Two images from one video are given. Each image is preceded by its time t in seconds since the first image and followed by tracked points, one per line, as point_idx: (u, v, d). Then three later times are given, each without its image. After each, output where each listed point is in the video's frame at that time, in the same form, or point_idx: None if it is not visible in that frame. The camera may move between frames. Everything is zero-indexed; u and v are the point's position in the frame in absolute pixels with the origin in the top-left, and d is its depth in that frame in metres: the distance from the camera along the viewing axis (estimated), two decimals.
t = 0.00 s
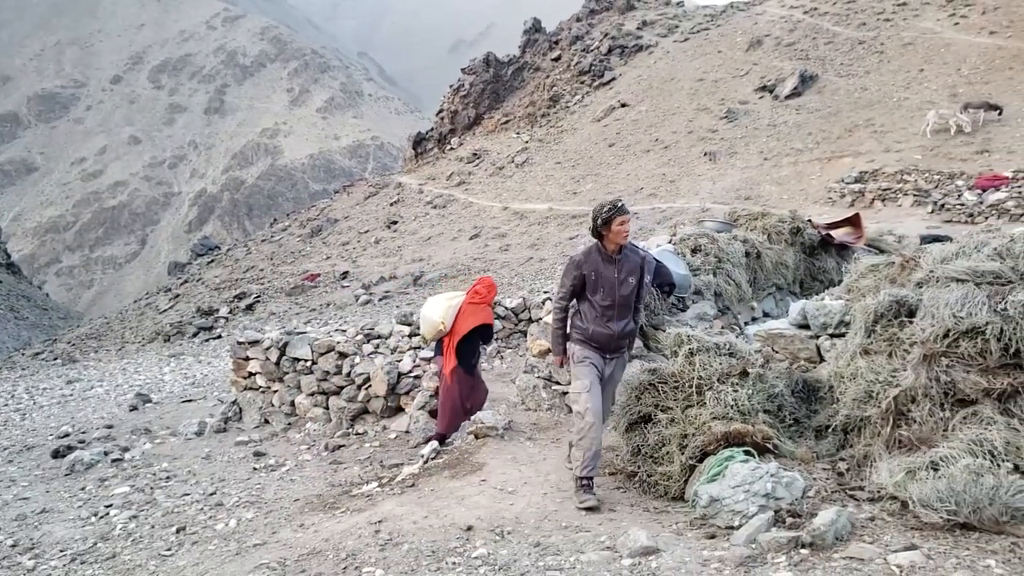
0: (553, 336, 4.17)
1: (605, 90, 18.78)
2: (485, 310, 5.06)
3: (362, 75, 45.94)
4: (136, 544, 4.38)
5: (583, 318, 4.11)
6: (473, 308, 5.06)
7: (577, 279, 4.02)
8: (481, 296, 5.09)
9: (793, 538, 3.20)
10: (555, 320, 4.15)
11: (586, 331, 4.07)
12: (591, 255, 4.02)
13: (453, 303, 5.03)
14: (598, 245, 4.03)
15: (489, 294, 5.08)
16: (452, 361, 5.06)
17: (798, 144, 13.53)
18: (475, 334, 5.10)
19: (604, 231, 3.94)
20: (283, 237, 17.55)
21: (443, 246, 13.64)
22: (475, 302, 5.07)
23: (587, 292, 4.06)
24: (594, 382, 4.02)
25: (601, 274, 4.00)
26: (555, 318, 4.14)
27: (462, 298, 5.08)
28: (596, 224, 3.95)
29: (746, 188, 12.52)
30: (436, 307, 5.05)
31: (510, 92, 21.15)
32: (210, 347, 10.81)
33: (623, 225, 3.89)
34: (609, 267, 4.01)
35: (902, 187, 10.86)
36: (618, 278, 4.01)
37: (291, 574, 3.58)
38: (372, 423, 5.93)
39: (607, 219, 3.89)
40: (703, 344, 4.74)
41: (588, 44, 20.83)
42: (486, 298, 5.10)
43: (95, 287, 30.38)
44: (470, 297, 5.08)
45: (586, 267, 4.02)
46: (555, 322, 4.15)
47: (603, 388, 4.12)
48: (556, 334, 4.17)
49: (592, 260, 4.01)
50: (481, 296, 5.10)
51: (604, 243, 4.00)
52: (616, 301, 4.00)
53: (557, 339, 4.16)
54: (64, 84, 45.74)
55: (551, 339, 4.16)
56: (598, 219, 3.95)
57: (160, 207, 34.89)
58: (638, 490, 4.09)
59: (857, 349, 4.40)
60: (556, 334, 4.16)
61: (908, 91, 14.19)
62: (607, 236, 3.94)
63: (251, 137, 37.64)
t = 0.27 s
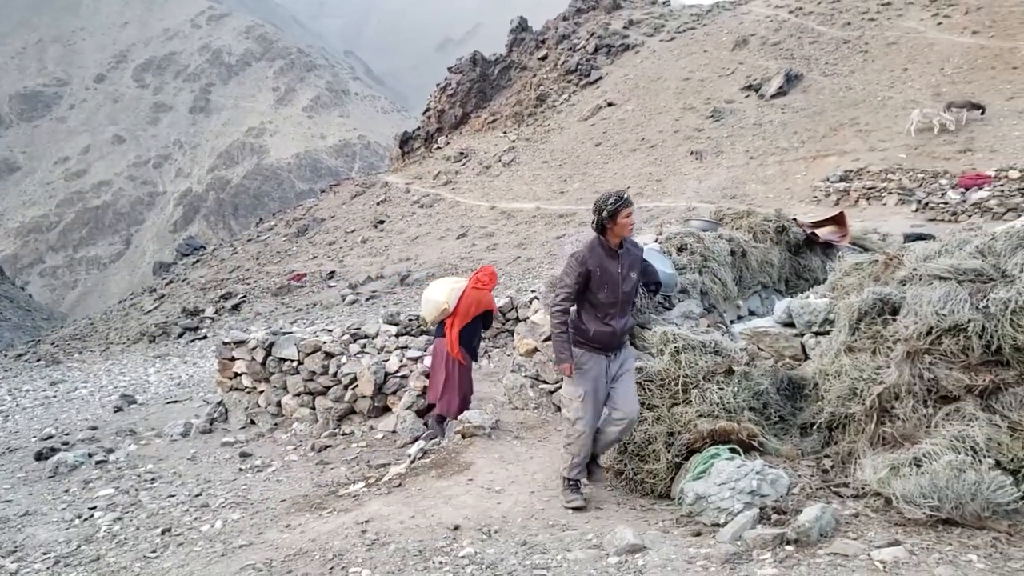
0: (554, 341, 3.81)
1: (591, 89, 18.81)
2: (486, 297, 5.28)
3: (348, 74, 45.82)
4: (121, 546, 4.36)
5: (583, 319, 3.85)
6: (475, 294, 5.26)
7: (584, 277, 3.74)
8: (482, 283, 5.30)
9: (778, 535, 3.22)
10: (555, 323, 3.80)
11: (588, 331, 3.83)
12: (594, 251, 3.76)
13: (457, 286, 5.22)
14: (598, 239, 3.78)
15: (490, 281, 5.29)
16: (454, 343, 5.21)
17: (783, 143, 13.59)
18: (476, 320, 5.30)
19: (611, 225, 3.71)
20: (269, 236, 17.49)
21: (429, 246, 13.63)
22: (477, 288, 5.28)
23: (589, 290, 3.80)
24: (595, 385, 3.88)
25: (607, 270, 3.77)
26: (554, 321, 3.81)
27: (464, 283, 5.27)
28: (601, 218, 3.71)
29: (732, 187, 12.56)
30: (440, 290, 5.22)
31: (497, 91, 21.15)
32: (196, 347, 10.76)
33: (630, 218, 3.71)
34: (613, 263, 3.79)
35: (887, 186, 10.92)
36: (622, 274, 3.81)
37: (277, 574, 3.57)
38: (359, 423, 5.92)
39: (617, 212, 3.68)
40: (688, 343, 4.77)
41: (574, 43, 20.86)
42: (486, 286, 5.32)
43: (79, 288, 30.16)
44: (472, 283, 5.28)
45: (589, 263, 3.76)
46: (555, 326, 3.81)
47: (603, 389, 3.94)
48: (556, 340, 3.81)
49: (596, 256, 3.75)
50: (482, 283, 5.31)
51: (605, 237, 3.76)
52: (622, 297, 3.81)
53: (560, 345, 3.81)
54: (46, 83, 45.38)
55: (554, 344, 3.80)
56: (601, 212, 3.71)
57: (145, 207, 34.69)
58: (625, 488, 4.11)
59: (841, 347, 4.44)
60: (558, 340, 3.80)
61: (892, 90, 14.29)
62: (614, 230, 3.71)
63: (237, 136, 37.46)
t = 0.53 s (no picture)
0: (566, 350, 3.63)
1: (574, 89, 18.83)
2: (476, 286, 5.41)
3: (330, 73, 45.64)
4: (102, 549, 4.33)
5: (594, 326, 3.70)
6: (465, 286, 5.40)
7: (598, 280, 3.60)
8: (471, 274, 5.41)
9: (759, 531, 3.25)
10: (567, 330, 3.64)
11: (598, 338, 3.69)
12: (606, 253, 3.64)
13: (447, 278, 5.38)
14: (608, 241, 3.66)
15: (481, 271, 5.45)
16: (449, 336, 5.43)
17: (764, 142, 13.67)
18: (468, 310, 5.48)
19: (625, 226, 3.60)
20: (251, 236, 17.40)
21: (413, 245, 13.60)
22: (466, 281, 5.39)
23: (601, 294, 3.67)
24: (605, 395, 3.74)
25: (619, 273, 3.65)
26: (566, 328, 3.64)
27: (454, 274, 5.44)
28: (615, 218, 3.59)
29: (714, 186, 12.62)
30: (431, 284, 5.41)
31: (480, 90, 21.13)
32: (178, 348, 10.69)
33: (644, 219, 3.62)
34: (626, 266, 3.67)
35: (867, 184, 11.00)
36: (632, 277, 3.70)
37: None
38: (342, 423, 5.90)
39: (632, 212, 3.57)
40: (670, 341, 4.80)
41: (557, 42, 20.88)
42: (476, 275, 5.43)
43: (58, 289, 29.87)
44: (461, 276, 5.40)
45: (602, 266, 3.63)
46: (567, 334, 3.63)
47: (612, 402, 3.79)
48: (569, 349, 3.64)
49: (608, 258, 3.64)
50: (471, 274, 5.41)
51: (617, 239, 3.65)
52: (634, 302, 3.70)
53: (575, 354, 3.63)
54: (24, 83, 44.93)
55: (567, 353, 3.62)
56: (614, 212, 3.60)
57: (126, 207, 34.41)
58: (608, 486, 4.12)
59: (822, 344, 4.48)
60: (572, 348, 3.62)
61: (872, 89, 14.40)
62: (628, 231, 3.60)
63: (218, 136, 37.23)
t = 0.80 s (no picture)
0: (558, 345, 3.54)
1: (552, 88, 18.85)
2: (460, 282, 5.57)
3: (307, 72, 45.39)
4: (77, 552, 4.29)
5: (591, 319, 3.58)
6: (450, 283, 5.56)
7: (592, 271, 3.48)
8: (453, 270, 5.58)
9: (736, 526, 3.29)
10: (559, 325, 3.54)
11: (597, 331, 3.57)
12: (602, 242, 3.52)
13: (432, 279, 5.55)
14: (605, 230, 3.53)
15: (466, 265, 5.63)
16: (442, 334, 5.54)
17: (741, 140, 13.77)
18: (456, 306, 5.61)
19: (622, 212, 3.46)
20: (228, 237, 17.28)
21: (391, 245, 13.57)
22: (450, 277, 5.56)
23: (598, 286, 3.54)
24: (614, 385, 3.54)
25: (616, 262, 3.52)
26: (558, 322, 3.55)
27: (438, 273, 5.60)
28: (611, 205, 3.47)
29: (691, 184, 12.69)
30: (418, 285, 5.57)
31: (457, 89, 21.09)
32: (154, 350, 10.60)
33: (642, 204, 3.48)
34: (624, 255, 3.53)
35: (842, 182, 11.10)
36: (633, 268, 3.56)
37: None
38: (321, 423, 5.91)
39: (629, 197, 3.43)
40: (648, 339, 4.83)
41: (534, 41, 20.90)
42: (458, 271, 5.60)
43: (32, 291, 29.49)
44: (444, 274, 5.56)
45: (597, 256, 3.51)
46: (560, 327, 3.54)
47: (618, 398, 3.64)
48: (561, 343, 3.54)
49: (603, 248, 3.51)
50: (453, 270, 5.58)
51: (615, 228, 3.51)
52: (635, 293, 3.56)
53: (565, 348, 3.53)
54: None
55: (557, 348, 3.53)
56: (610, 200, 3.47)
57: (100, 208, 34.03)
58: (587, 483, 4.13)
59: (797, 340, 4.52)
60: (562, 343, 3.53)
61: (846, 88, 14.54)
62: (626, 218, 3.47)
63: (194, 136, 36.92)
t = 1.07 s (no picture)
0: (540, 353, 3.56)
1: (524, 87, 18.87)
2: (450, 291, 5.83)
3: (277, 71, 45.05)
4: (45, 558, 4.23)
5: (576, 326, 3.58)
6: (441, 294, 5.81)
7: (575, 277, 3.48)
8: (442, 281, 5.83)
9: (707, 520, 3.31)
10: (542, 332, 3.56)
11: (587, 339, 3.56)
12: (587, 249, 3.51)
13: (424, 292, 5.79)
14: (592, 236, 3.52)
15: (452, 273, 6.04)
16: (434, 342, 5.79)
17: (712, 139, 13.87)
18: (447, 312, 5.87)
19: (608, 218, 3.45)
20: (199, 237, 17.10)
21: (364, 244, 13.51)
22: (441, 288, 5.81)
23: (584, 292, 3.54)
24: (606, 391, 3.44)
25: (601, 269, 3.51)
26: (542, 330, 3.57)
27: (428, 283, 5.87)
28: (595, 210, 3.46)
29: (663, 183, 12.76)
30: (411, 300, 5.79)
31: (429, 88, 21.04)
32: (124, 352, 10.47)
33: (629, 209, 3.45)
34: (611, 262, 3.53)
35: (812, 180, 11.21)
36: (619, 274, 3.54)
37: None
38: (293, 424, 5.87)
39: (614, 201, 3.42)
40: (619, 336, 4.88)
41: (506, 41, 20.91)
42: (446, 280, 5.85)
43: None
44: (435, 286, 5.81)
45: (582, 262, 3.51)
46: (548, 335, 3.55)
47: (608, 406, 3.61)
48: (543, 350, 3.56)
49: (588, 254, 3.50)
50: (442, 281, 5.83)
51: (602, 234, 3.50)
52: (622, 300, 3.54)
53: (546, 356, 3.55)
54: None
55: (539, 357, 3.55)
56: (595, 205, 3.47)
57: (68, 210, 33.55)
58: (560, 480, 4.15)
59: (765, 336, 4.56)
60: (544, 351, 3.55)
61: (815, 87, 14.69)
62: (611, 223, 3.45)
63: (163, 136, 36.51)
